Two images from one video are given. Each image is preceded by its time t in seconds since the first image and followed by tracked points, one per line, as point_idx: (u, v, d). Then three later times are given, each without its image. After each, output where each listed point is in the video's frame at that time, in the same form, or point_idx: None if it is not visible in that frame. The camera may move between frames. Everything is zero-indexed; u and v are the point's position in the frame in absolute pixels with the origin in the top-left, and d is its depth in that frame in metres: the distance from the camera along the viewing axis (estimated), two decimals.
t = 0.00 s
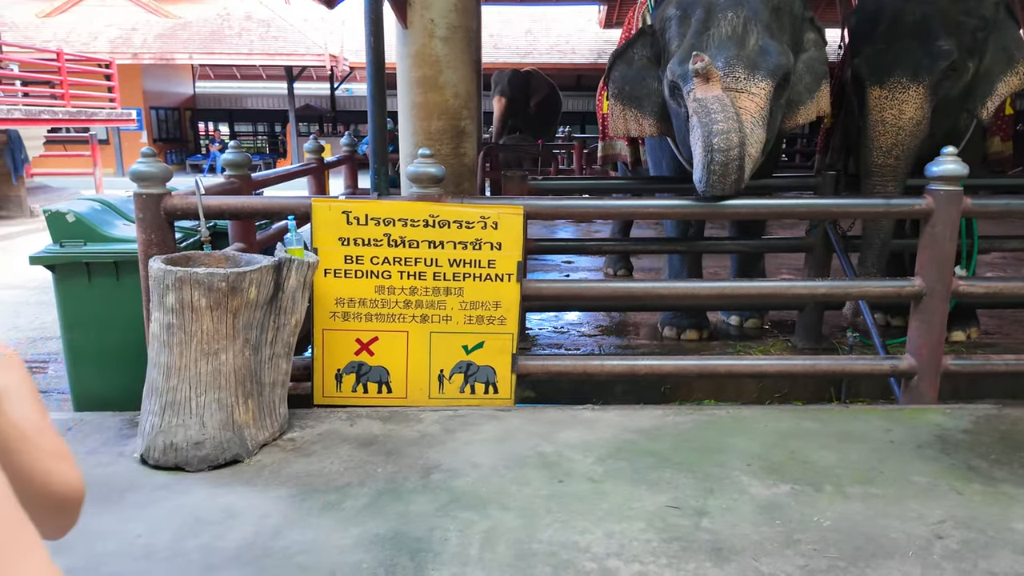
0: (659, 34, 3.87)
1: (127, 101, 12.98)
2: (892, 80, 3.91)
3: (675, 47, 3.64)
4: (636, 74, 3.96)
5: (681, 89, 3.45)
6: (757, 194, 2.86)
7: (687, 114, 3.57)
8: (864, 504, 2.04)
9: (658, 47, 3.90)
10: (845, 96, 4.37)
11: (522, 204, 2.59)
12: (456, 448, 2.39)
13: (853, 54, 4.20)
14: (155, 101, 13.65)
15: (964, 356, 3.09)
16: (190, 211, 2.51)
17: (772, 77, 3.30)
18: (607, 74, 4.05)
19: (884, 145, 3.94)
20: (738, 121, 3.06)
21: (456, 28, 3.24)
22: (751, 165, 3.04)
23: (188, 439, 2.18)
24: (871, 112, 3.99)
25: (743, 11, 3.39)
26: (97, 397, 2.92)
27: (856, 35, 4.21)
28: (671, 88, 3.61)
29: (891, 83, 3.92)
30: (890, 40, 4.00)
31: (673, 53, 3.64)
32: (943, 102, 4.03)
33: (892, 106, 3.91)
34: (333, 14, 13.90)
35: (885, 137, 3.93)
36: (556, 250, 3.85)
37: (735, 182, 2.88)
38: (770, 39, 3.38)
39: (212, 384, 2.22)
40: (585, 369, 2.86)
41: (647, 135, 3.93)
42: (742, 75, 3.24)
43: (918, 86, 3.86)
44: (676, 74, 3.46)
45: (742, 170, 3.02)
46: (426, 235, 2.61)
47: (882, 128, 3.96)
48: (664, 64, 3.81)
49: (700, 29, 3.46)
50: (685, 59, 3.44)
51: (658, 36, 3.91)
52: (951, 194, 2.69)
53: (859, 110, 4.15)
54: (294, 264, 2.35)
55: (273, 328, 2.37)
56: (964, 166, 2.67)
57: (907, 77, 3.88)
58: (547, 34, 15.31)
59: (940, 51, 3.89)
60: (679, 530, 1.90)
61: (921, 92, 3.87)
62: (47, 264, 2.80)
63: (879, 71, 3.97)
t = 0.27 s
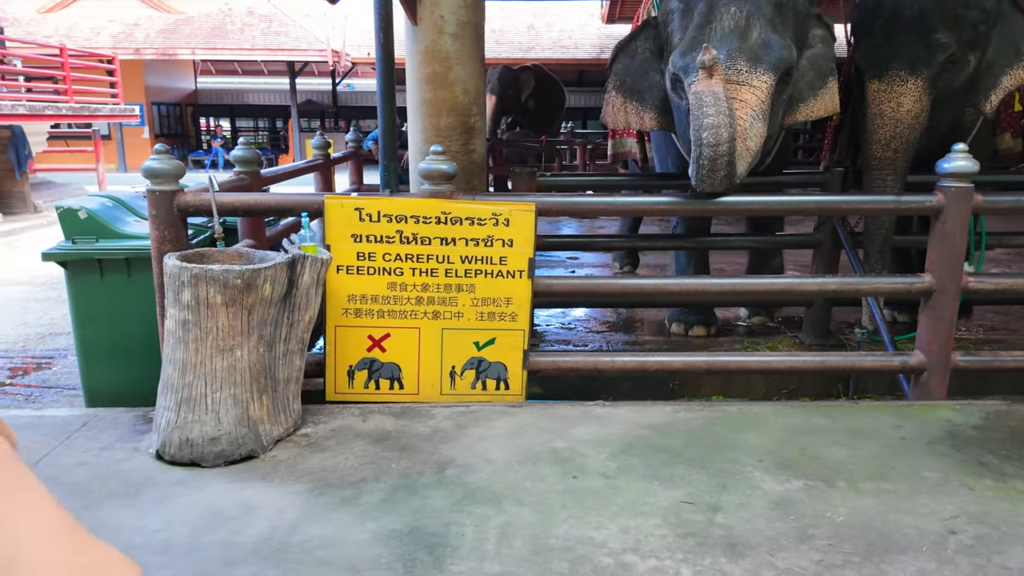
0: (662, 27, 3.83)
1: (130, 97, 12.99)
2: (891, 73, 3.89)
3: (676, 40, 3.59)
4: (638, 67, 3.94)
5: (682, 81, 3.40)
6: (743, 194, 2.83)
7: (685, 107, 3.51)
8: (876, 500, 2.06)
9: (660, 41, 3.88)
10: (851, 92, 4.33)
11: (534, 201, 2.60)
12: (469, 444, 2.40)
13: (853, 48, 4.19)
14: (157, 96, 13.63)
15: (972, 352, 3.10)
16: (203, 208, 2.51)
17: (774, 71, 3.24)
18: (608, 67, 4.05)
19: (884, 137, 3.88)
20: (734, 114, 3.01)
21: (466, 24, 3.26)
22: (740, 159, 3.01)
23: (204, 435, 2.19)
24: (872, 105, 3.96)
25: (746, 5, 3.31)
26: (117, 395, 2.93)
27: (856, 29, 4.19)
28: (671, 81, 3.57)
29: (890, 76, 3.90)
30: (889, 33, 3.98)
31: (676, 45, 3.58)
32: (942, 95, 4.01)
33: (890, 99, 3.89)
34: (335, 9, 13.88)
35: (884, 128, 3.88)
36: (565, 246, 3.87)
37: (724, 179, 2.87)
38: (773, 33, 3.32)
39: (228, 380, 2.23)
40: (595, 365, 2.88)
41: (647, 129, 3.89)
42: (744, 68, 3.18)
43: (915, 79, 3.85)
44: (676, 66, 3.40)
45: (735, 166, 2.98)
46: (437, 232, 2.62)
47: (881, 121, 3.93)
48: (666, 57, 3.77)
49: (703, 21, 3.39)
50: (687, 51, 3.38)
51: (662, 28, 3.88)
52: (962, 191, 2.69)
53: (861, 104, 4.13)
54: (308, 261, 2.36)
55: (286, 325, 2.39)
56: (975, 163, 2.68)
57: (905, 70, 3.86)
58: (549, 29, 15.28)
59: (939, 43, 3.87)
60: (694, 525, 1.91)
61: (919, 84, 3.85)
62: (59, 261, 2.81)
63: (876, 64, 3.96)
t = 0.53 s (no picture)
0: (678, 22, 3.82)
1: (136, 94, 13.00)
2: (908, 68, 3.89)
3: (693, 35, 3.56)
4: (653, 62, 3.95)
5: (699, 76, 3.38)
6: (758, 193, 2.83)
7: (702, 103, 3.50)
8: (900, 498, 2.06)
9: (676, 37, 3.88)
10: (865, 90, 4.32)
11: (555, 199, 2.60)
12: (491, 441, 2.41)
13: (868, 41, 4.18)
14: (163, 93, 13.65)
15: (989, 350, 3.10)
16: (225, 205, 2.51)
17: (791, 67, 3.22)
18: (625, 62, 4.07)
19: (900, 132, 3.91)
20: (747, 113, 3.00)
21: (483, 22, 3.26)
22: (755, 158, 3.02)
23: (228, 431, 2.20)
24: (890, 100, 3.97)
25: None
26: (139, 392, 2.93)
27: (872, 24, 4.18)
28: (687, 76, 3.56)
29: (908, 72, 3.90)
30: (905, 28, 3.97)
31: (693, 40, 3.54)
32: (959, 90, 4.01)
33: (908, 94, 3.90)
34: (342, 7, 13.87)
35: (902, 124, 3.91)
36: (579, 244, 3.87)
37: (735, 180, 2.86)
38: (792, 28, 3.28)
39: (253, 377, 2.24)
40: (614, 363, 2.88)
41: (659, 125, 3.87)
42: (762, 63, 3.14)
43: (934, 74, 3.86)
44: (694, 61, 3.37)
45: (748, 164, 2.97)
46: (458, 230, 2.63)
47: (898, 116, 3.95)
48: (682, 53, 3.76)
49: (722, 14, 3.32)
50: (704, 46, 3.34)
51: (677, 24, 3.87)
52: (983, 190, 2.69)
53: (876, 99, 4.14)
54: (331, 259, 2.37)
55: (310, 322, 2.40)
56: (996, 162, 2.67)
57: (923, 65, 3.87)
58: (555, 26, 15.24)
59: (956, 38, 3.86)
60: (721, 523, 1.91)
61: (937, 79, 3.86)
62: (80, 258, 2.79)
63: (894, 59, 3.96)
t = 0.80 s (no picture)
0: (705, 18, 3.78)
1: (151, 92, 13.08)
2: (946, 65, 3.84)
3: (721, 32, 3.51)
4: (678, 60, 3.91)
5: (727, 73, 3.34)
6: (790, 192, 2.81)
7: (730, 101, 3.46)
8: (932, 500, 2.04)
9: (701, 34, 3.83)
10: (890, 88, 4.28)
11: (579, 197, 2.58)
12: (515, 441, 2.40)
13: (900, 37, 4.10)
14: (177, 91, 13.72)
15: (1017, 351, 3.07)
16: (249, 204, 2.51)
17: (822, 65, 3.17)
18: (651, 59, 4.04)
19: (940, 130, 3.88)
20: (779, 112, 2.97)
21: (505, 19, 3.24)
22: (785, 158, 2.97)
23: (254, 430, 2.20)
24: (926, 97, 3.93)
25: None
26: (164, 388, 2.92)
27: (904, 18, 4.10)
28: (715, 73, 3.51)
29: (946, 68, 3.85)
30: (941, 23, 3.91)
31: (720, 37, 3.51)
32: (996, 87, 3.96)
33: (947, 91, 3.86)
34: (355, 5, 13.90)
35: (941, 121, 3.87)
36: (599, 243, 3.85)
37: (765, 180, 2.86)
38: (822, 26, 3.22)
39: (278, 375, 2.24)
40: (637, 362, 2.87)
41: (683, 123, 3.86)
42: (793, 61, 3.08)
43: (974, 71, 3.82)
44: (722, 58, 3.34)
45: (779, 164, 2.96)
46: (482, 229, 2.62)
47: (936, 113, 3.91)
48: (707, 50, 3.72)
49: (750, 11, 3.28)
50: (733, 43, 3.29)
51: (703, 21, 3.83)
52: (1013, 188, 2.66)
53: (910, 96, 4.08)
54: (356, 257, 2.36)
55: (334, 320, 2.40)
56: None
57: (962, 62, 3.81)
58: (567, 23, 15.21)
59: (995, 35, 3.80)
60: (751, 525, 1.89)
61: (976, 76, 3.83)
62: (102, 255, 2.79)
63: (930, 57, 3.89)
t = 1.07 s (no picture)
0: (737, 10, 3.72)
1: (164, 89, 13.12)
2: (1002, 59, 3.60)
3: (755, 24, 3.45)
4: (707, 53, 3.85)
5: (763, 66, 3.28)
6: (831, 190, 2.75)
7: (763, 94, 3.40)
8: (971, 506, 1.98)
9: (731, 26, 3.77)
10: (920, 83, 4.18)
11: (604, 194, 2.53)
12: (540, 442, 2.35)
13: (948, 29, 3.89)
14: (190, 88, 13.76)
15: None
16: (271, 200, 2.48)
17: (860, 58, 3.08)
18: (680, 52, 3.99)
19: (996, 127, 3.64)
20: (818, 105, 2.90)
21: (525, 14, 3.23)
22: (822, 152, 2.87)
23: (276, 430, 2.16)
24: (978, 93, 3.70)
25: None
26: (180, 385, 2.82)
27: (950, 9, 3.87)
28: (749, 65, 3.45)
29: (1001, 63, 3.61)
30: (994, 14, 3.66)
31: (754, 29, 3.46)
32: None
33: (1003, 87, 3.62)
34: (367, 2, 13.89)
35: (996, 119, 3.63)
36: (619, 240, 3.81)
37: (800, 177, 2.77)
38: (860, 18, 3.14)
39: (300, 374, 2.21)
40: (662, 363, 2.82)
41: (711, 117, 3.82)
42: (832, 53, 3.01)
43: None
44: (758, 50, 3.28)
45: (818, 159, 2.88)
46: (505, 227, 2.58)
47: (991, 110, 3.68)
48: (738, 43, 3.65)
49: (786, 2, 3.23)
50: (770, 33, 3.24)
51: (734, 12, 3.76)
52: None
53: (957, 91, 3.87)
54: (378, 255, 2.33)
55: (356, 319, 2.37)
56: None
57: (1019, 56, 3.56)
58: (580, 19, 15.12)
59: None
60: (786, 532, 1.84)
61: None
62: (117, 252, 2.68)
63: (983, 48, 3.66)
